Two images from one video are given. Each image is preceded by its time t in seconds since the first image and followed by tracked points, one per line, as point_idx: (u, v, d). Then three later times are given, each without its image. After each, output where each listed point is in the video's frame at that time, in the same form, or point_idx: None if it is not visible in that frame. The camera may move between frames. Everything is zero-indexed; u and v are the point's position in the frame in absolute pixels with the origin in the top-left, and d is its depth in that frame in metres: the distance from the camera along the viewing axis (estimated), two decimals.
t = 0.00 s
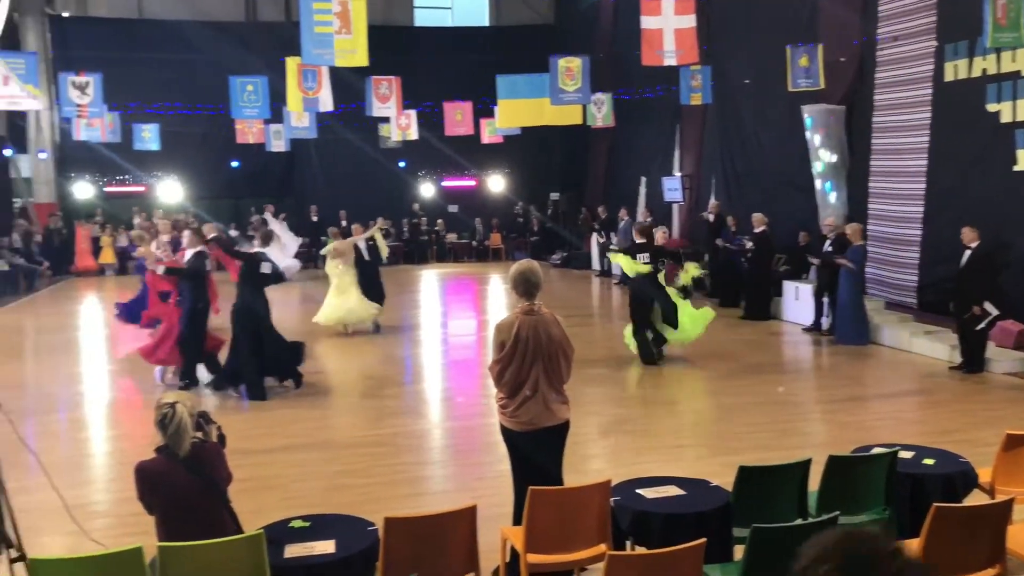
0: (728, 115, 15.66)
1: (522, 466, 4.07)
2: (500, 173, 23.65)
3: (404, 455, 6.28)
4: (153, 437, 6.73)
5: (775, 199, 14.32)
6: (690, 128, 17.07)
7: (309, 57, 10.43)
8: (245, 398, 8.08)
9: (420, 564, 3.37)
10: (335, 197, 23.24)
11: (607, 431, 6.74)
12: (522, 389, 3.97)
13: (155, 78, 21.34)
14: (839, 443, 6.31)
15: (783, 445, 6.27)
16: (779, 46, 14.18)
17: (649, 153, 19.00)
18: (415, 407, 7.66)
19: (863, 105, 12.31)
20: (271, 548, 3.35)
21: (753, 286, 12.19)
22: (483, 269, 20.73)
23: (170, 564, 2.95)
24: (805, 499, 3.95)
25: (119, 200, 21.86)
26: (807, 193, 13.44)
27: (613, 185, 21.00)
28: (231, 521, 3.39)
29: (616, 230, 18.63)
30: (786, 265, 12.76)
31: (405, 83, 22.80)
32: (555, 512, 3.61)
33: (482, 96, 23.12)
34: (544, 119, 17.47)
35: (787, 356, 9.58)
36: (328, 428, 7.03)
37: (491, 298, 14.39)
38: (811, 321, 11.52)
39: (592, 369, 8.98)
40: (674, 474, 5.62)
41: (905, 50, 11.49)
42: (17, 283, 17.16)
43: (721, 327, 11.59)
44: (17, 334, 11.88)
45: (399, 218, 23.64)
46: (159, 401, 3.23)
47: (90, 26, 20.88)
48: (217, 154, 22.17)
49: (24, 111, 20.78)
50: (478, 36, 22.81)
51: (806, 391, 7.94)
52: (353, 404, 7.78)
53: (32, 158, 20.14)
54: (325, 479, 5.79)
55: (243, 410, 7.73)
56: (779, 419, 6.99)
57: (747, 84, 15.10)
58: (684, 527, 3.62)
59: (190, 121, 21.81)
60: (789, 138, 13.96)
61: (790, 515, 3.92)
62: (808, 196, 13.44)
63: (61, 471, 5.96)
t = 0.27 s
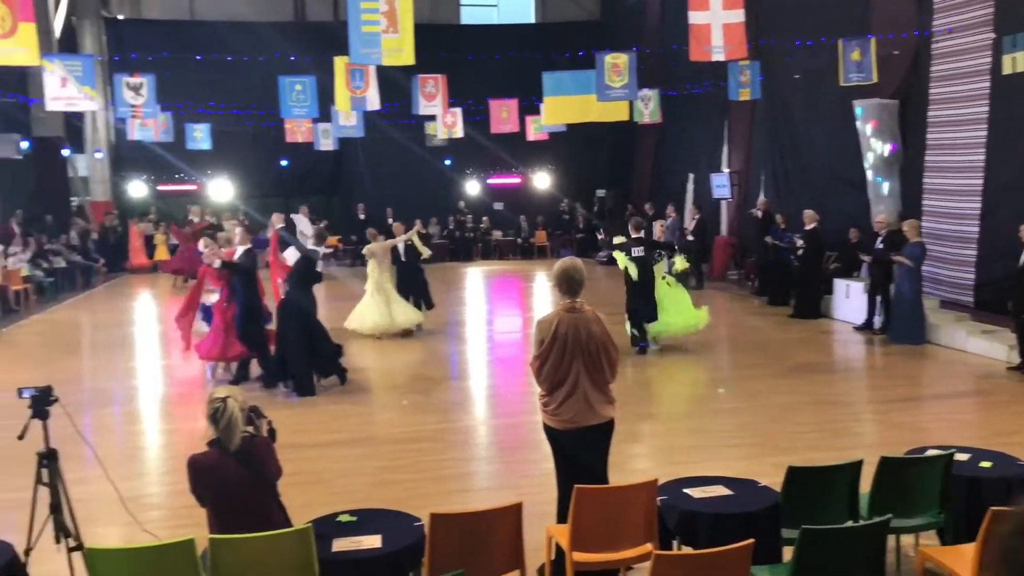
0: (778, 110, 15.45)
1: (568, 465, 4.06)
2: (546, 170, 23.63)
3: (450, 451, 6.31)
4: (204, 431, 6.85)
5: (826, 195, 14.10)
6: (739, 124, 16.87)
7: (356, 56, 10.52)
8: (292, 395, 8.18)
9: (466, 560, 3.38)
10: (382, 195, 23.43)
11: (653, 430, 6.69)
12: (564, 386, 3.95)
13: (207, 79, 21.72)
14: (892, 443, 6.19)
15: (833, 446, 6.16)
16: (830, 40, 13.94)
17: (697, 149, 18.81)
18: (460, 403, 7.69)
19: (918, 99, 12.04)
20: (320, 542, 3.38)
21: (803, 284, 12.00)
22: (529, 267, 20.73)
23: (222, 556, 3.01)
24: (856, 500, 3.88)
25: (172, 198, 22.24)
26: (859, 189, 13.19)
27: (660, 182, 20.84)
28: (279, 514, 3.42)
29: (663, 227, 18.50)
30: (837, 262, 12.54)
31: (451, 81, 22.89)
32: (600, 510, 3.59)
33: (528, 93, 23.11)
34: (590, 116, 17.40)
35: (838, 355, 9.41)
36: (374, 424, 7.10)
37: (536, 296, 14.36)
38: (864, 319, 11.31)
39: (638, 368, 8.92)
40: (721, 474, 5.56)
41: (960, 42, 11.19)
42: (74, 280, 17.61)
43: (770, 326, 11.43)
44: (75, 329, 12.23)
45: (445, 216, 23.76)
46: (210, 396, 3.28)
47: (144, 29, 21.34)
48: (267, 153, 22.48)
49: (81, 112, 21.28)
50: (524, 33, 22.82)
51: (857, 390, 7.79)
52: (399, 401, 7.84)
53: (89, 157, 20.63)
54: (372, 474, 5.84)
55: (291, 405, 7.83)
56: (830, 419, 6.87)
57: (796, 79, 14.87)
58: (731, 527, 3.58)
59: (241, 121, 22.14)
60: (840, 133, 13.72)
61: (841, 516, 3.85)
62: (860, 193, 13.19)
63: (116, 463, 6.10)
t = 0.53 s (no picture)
0: (826, 105, 15.20)
1: (610, 464, 4.04)
2: (589, 167, 23.54)
3: (493, 449, 6.32)
4: (250, 427, 6.95)
5: (875, 192, 13.84)
6: (786, 120, 16.63)
7: (400, 55, 10.58)
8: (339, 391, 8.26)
9: (508, 558, 3.38)
10: (426, 193, 23.55)
11: (697, 429, 6.63)
12: (606, 384, 3.94)
13: (255, 79, 22.03)
14: (943, 445, 6.05)
15: (882, 447, 6.05)
16: (880, 33, 13.67)
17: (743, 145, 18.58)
18: (503, 401, 7.70)
19: (973, 93, 11.72)
20: (362, 537, 3.41)
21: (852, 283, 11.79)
22: (572, 265, 20.67)
23: (266, 551, 3.05)
24: (905, 503, 3.80)
25: (220, 196, 22.60)
26: (910, 186, 12.91)
27: (705, 179, 20.63)
28: (324, 509, 3.48)
29: (708, 225, 18.32)
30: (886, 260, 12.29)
31: (494, 79, 22.93)
32: (643, 510, 3.57)
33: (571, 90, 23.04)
34: (634, 113, 17.29)
35: (887, 355, 9.23)
36: (418, 420, 7.14)
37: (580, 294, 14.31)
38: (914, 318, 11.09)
39: (682, 367, 8.85)
40: (766, 474, 5.49)
41: (1012, 36, 10.80)
42: (125, 277, 17.99)
43: (817, 325, 11.26)
44: (126, 326, 12.52)
45: (488, 214, 23.80)
46: (256, 392, 3.34)
47: (193, 30, 21.72)
48: (312, 152, 22.71)
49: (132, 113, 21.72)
50: (567, 30, 22.77)
51: (907, 391, 7.63)
52: (442, 398, 7.87)
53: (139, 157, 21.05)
54: (414, 470, 5.88)
55: (335, 402, 7.91)
56: (878, 420, 6.74)
57: (845, 74, 14.61)
58: (776, 529, 3.53)
59: (287, 120, 22.42)
60: (891, 128, 13.44)
61: (889, 520, 3.78)
62: (911, 189, 12.92)
63: (165, 457, 6.22)
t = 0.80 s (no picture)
0: (867, 104, 14.99)
1: (648, 466, 4.02)
2: (626, 168, 23.44)
3: (529, 450, 6.32)
4: (289, 426, 7.03)
5: (917, 191, 13.62)
6: (825, 119, 16.43)
7: (437, 57, 10.61)
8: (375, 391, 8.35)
9: (544, 559, 3.38)
10: (462, 193, 23.64)
11: (735, 432, 6.57)
12: (646, 385, 3.91)
13: (294, 82, 22.29)
14: (989, 451, 5.92)
15: (925, 452, 5.94)
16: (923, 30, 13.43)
17: (782, 144, 18.39)
18: (539, 402, 7.69)
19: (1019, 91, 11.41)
20: (399, 537, 3.43)
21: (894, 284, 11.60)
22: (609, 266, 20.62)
23: (305, 548, 3.08)
24: (948, 510, 3.73)
25: (260, 198, 22.91)
26: (954, 186, 12.66)
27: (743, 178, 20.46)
28: (361, 509, 3.50)
29: (746, 225, 18.16)
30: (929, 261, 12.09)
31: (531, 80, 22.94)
32: (680, 512, 3.54)
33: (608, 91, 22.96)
34: (671, 113, 17.20)
35: (931, 357, 9.06)
36: (454, 421, 7.16)
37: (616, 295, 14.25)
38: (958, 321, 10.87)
39: (720, 369, 8.77)
40: (806, 478, 5.41)
41: None
42: (167, 278, 18.32)
43: (858, 327, 11.10)
44: (168, 325, 12.76)
45: (524, 214, 23.83)
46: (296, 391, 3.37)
47: (234, 35, 22.05)
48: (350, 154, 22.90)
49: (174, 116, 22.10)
50: (604, 30, 22.70)
51: (951, 395, 7.48)
52: (479, 398, 7.89)
53: (182, 160, 21.42)
54: (450, 470, 5.90)
55: (372, 402, 7.96)
56: (922, 424, 6.62)
57: (887, 72, 14.39)
58: (815, 533, 3.49)
59: (326, 123, 22.64)
60: (934, 127, 13.19)
61: (931, 526, 3.72)
62: (955, 189, 12.67)
63: (207, 455, 6.31)
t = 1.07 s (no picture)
0: (902, 102, 14.81)
1: (679, 467, 4.00)
2: (656, 167, 23.32)
3: (559, 451, 6.32)
4: (321, 426, 7.08)
5: (954, 190, 13.40)
6: (859, 117, 16.24)
7: (467, 59, 10.64)
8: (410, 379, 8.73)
9: (573, 560, 3.38)
10: (492, 194, 23.67)
11: (767, 433, 6.51)
12: (679, 386, 3.89)
13: (325, 85, 22.48)
14: None
15: (961, 455, 5.84)
16: (959, 27, 13.23)
17: (814, 143, 18.21)
18: (569, 403, 7.68)
19: None
20: (429, 537, 3.44)
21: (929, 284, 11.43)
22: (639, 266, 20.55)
23: (337, 548, 3.10)
24: (986, 514, 3.67)
25: (292, 200, 23.12)
26: (992, 184, 12.44)
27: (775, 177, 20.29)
28: (393, 508, 3.51)
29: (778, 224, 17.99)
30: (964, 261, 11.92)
31: (560, 80, 22.92)
32: (711, 514, 3.52)
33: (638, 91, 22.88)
34: (702, 113, 17.11)
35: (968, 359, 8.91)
36: (484, 421, 7.18)
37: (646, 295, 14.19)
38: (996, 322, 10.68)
39: (752, 370, 8.70)
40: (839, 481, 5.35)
41: None
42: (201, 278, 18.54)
43: (893, 328, 10.95)
44: (202, 326, 12.94)
45: (554, 215, 23.80)
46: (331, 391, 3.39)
47: (267, 38, 22.29)
48: (380, 155, 23.02)
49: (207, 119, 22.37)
50: (634, 30, 22.62)
51: (989, 396, 7.35)
52: (509, 399, 7.89)
53: (215, 162, 21.67)
54: (480, 471, 5.91)
55: (403, 402, 8.00)
56: (958, 427, 6.51)
57: (922, 69, 14.20)
58: (849, 537, 3.45)
59: (357, 125, 22.78)
60: (971, 125, 12.98)
61: (968, 530, 3.66)
62: (992, 188, 12.46)
63: (240, 454, 6.37)
